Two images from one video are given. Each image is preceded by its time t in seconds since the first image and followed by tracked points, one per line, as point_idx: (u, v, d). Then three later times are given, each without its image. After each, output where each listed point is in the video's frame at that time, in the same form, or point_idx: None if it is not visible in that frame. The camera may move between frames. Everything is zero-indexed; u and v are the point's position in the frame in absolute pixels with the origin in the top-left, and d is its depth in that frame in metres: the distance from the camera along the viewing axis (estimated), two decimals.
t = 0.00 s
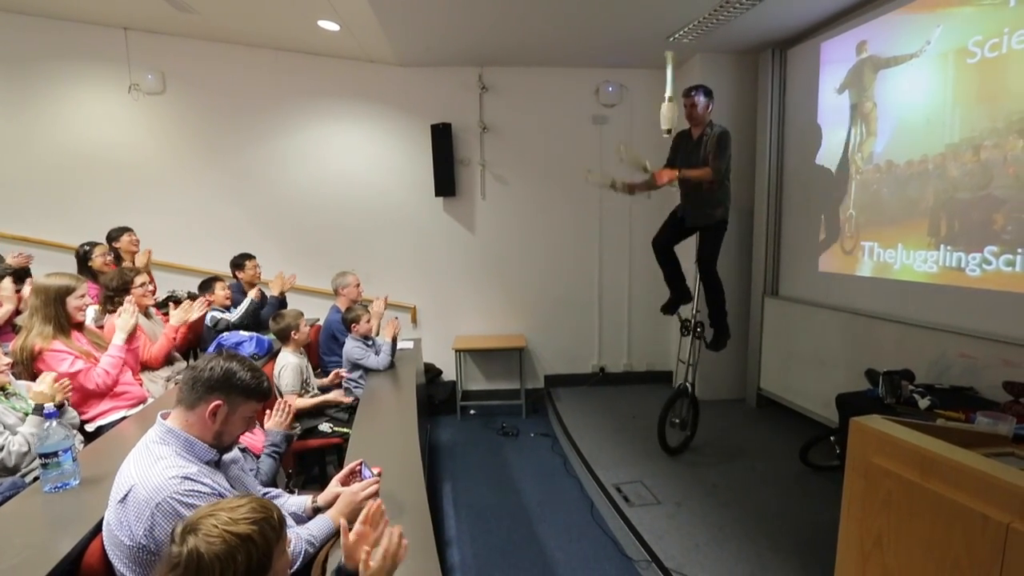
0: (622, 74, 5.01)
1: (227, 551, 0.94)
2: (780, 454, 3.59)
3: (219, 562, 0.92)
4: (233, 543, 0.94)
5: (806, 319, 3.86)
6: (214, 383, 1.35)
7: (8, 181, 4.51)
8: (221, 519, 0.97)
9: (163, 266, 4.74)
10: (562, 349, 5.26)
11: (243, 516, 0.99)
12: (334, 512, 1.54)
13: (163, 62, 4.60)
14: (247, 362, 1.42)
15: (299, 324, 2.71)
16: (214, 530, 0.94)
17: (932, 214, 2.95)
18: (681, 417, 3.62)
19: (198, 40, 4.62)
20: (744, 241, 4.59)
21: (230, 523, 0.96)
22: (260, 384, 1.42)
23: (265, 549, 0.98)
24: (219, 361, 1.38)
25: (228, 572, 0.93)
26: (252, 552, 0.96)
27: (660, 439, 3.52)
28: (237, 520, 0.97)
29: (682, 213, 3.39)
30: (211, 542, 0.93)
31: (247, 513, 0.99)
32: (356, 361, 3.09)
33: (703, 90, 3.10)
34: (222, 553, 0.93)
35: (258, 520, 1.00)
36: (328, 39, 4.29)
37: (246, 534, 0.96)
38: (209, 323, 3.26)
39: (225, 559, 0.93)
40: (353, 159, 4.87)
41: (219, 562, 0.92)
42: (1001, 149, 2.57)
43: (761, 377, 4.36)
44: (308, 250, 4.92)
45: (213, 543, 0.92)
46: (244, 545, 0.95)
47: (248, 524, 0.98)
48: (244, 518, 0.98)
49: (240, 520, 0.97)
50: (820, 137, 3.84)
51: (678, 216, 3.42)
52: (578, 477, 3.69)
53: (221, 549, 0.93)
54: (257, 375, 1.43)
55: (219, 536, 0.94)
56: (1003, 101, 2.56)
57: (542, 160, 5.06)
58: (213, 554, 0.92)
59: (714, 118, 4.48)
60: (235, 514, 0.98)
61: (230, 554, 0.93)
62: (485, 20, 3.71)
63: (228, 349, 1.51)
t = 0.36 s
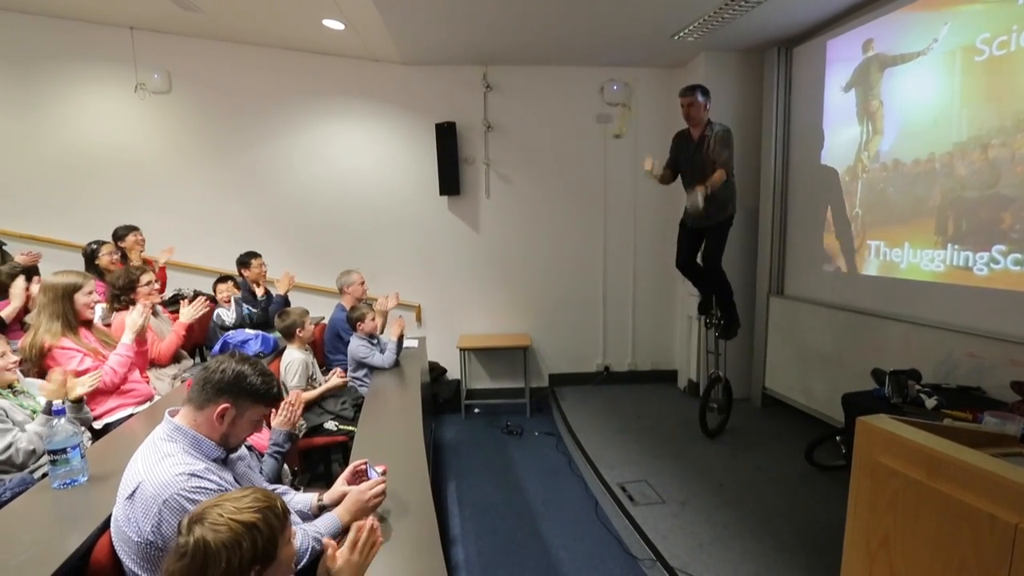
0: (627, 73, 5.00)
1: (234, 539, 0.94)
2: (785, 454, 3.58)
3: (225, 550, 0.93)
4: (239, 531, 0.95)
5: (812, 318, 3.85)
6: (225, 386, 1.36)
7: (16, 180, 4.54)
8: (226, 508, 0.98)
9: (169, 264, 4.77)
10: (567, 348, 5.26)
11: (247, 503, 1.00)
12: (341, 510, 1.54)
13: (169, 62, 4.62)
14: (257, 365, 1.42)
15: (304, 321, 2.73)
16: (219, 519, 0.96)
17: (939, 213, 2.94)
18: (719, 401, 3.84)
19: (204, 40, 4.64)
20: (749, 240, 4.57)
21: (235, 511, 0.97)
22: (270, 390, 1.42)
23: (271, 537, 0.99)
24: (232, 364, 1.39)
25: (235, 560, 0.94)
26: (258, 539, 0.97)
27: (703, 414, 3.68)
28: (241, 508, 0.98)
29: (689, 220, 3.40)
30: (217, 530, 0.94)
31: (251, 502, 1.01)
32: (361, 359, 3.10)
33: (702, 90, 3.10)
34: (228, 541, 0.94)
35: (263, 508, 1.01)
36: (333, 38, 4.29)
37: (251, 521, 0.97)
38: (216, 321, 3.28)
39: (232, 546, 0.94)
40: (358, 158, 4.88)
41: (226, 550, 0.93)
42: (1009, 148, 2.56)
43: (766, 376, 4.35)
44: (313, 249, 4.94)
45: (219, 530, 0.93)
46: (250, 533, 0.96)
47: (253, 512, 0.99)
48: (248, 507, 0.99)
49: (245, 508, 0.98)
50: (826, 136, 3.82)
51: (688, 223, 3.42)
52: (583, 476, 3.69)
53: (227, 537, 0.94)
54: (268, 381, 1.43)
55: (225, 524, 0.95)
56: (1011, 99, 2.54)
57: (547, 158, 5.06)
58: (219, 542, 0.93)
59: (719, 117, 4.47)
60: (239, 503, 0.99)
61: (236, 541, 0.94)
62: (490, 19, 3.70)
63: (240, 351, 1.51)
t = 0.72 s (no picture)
0: (640, 68, 4.97)
1: (263, 527, 0.96)
2: (800, 452, 3.55)
3: (255, 538, 0.94)
4: (269, 520, 0.96)
5: (828, 316, 3.80)
6: (245, 381, 1.37)
7: (37, 178, 4.62)
8: (259, 495, 0.99)
9: (187, 261, 4.83)
10: (579, 345, 5.25)
11: (278, 494, 1.01)
12: (357, 505, 1.54)
13: (185, 61, 4.67)
14: (277, 361, 1.44)
15: (316, 318, 2.75)
16: (252, 506, 0.97)
17: (959, 209, 2.89)
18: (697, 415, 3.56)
19: (218, 39, 4.68)
20: (764, 236, 4.53)
21: (267, 500, 0.98)
22: (289, 386, 1.43)
23: (297, 530, 1.00)
24: (253, 359, 1.40)
25: (262, 548, 0.95)
26: (286, 530, 0.98)
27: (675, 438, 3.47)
28: (273, 497, 0.99)
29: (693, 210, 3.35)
30: (249, 517, 0.95)
31: (282, 493, 1.02)
32: (375, 356, 3.12)
33: (714, 83, 3.04)
34: (258, 529, 0.95)
35: (292, 501, 1.02)
36: (346, 35, 4.31)
37: (282, 511, 0.98)
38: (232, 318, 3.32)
39: (261, 535, 0.95)
40: (371, 155, 4.90)
41: (255, 537, 0.94)
42: None
43: (781, 374, 4.31)
44: (327, 246, 4.97)
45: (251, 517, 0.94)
46: (278, 524, 0.97)
47: (283, 503, 1.00)
48: (280, 497, 1.00)
49: (277, 499, 1.00)
50: (843, 131, 3.76)
51: (692, 213, 3.37)
52: (596, 473, 3.68)
53: (257, 525, 0.95)
54: (287, 377, 1.44)
55: (256, 512, 0.96)
56: None
57: (559, 155, 5.05)
58: (250, 528, 0.94)
59: (734, 112, 4.42)
60: (271, 492, 1.00)
61: (266, 530, 0.95)
62: (503, 16, 3.70)
63: (260, 347, 1.52)
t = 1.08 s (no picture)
0: (662, 62, 4.91)
1: (296, 517, 0.98)
2: (827, 450, 3.49)
3: (287, 526, 0.97)
4: (302, 511, 0.98)
5: (856, 312, 3.72)
6: (273, 373, 1.40)
7: (72, 177, 4.76)
8: (296, 485, 1.02)
9: (215, 258, 4.93)
10: (601, 341, 5.23)
11: (315, 486, 1.03)
12: (385, 497, 1.56)
13: (212, 61, 4.76)
14: (304, 353, 1.46)
15: (341, 314, 2.79)
16: (287, 493, 0.99)
17: (995, 202, 2.80)
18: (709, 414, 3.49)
19: (243, 39, 4.75)
20: (790, 231, 4.45)
21: (303, 490, 1.01)
22: (316, 377, 1.45)
23: (327, 524, 1.02)
24: (280, 351, 1.42)
25: (292, 537, 0.97)
26: (317, 523, 1.00)
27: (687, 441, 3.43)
28: (309, 488, 1.02)
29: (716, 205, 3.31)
30: (284, 504, 0.97)
31: (317, 485, 1.04)
32: (399, 350, 3.15)
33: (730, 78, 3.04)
34: (290, 518, 0.97)
35: (326, 495, 1.04)
36: (368, 33, 4.34)
37: (315, 503, 1.00)
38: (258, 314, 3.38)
39: (292, 524, 0.97)
40: (393, 152, 4.94)
41: (287, 525, 0.96)
42: None
43: (807, 371, 4.24)
44: (351, 242, 5.03)
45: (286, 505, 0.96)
46: (310, 515, 0.99)
47: (317, 496, 1.02)
48: (314, 489, 1.02)
49: (311, 490, 1.02)
50: (872, 123, 3.67)
51: (714, 209, 3.32)
52: (618, 469, 3.67)
53: (290, 514, 0.97)
54: (314, 368, 1.45)
55: (291, 501, 0.98)
56: None
57: (581, 150, 5.02)
58: (283, 516, 0.96)
59: (759, 105, 4.35)
60: (307, 484, 1.02)
61: (298, 520, 0.97)
62: (524, 11, 3.69)
63: (287, 339, 1.55)
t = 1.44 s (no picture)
0: (693, 54, 4.83)
1: (332, 512, 0.99)
2: (865, 450, 3.40)
3: (324, 521, 0.98)
4: (336, 505, 1.00)
5: (896, 308, 3.61)
6: (309, 365, 1.42)
7: (114, 176, 4.93)
8: (329, 479, 1.03)
9: (249, 253, 5.05)
10: (630, 336, 5.19)
11: (348, 478, 1.04)
12: (419, 488, 1.58)
13: (247, 62, 4.87)
14: (341, 346, 1.47)
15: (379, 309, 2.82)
16: (322, 489, 1.01)
17: None
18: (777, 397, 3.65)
19: (277, 39, 4.85)
20: (827, 225, 4.34)
21: (336, 483, 1.02)
22: (352, 370, 1.46)
23: (364, 515, 1.03)
24: (316, 344, 1.44)
25: (330, 531, 0.99)
26: (353, 516, 1.01)
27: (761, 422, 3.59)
28: (342, 482, 1.03)
29: (753, 197, 3.23)
30: (318, 500, 0.99)
31: (351, 478, 1.05)
32: (429, 344, 3.18)
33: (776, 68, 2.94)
34: (326, 513, 0.99)
35: (361, 486, 1.05)
36: (398, 31, 4.38)
37: (349, 496, 1.01)
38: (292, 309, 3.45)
39: (329, 518, 0.99)
40: (423, 148, 4.99)
41: (323, 521, 0.98)
42: None
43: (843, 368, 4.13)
44: (381, 238, 5.09)
45: (320, 501, 0.98)
46: (345, 508, 1.01)
47: (352, 488, 1.03)
48: (348, 482, 1.04)
49: (345, 484, 1.03)
50: (913, 112, 3.55)
51: (751, 201, 3.25)
52: (648, 465, 3.64)
53: (325, 509, 0.99)
54: (350, 361, 1.47)
55: (325, 496, 1.00)
56: None
57: (610, 144, 4.98)
58: (319, 512, 0.98)
59: (794, 96, 4.24)
60: (340, 477, 1.04)
61: (334, 514, 0.99)
62: (553, 6, 3.67)
63: (323, 333, 1.57)
